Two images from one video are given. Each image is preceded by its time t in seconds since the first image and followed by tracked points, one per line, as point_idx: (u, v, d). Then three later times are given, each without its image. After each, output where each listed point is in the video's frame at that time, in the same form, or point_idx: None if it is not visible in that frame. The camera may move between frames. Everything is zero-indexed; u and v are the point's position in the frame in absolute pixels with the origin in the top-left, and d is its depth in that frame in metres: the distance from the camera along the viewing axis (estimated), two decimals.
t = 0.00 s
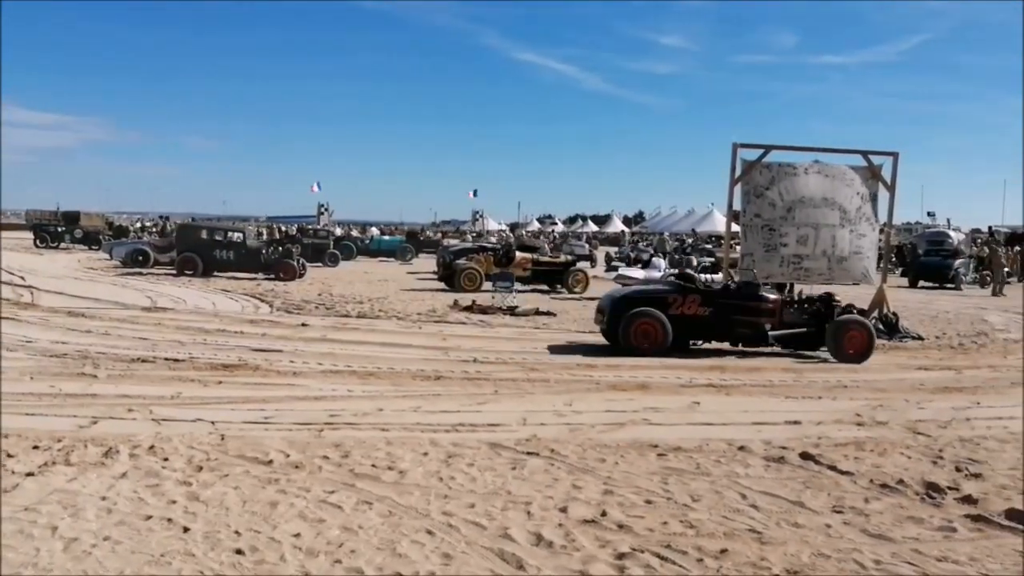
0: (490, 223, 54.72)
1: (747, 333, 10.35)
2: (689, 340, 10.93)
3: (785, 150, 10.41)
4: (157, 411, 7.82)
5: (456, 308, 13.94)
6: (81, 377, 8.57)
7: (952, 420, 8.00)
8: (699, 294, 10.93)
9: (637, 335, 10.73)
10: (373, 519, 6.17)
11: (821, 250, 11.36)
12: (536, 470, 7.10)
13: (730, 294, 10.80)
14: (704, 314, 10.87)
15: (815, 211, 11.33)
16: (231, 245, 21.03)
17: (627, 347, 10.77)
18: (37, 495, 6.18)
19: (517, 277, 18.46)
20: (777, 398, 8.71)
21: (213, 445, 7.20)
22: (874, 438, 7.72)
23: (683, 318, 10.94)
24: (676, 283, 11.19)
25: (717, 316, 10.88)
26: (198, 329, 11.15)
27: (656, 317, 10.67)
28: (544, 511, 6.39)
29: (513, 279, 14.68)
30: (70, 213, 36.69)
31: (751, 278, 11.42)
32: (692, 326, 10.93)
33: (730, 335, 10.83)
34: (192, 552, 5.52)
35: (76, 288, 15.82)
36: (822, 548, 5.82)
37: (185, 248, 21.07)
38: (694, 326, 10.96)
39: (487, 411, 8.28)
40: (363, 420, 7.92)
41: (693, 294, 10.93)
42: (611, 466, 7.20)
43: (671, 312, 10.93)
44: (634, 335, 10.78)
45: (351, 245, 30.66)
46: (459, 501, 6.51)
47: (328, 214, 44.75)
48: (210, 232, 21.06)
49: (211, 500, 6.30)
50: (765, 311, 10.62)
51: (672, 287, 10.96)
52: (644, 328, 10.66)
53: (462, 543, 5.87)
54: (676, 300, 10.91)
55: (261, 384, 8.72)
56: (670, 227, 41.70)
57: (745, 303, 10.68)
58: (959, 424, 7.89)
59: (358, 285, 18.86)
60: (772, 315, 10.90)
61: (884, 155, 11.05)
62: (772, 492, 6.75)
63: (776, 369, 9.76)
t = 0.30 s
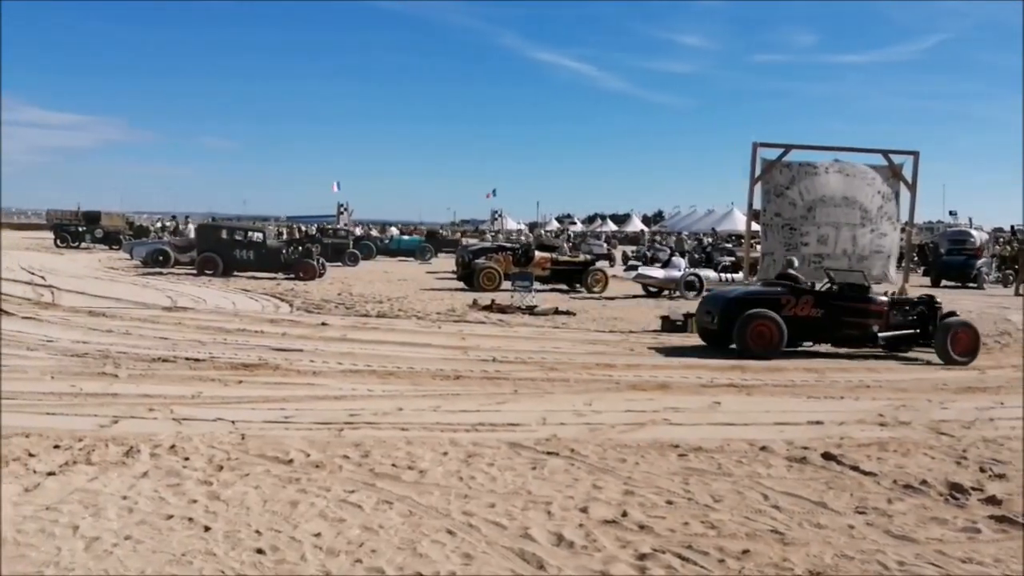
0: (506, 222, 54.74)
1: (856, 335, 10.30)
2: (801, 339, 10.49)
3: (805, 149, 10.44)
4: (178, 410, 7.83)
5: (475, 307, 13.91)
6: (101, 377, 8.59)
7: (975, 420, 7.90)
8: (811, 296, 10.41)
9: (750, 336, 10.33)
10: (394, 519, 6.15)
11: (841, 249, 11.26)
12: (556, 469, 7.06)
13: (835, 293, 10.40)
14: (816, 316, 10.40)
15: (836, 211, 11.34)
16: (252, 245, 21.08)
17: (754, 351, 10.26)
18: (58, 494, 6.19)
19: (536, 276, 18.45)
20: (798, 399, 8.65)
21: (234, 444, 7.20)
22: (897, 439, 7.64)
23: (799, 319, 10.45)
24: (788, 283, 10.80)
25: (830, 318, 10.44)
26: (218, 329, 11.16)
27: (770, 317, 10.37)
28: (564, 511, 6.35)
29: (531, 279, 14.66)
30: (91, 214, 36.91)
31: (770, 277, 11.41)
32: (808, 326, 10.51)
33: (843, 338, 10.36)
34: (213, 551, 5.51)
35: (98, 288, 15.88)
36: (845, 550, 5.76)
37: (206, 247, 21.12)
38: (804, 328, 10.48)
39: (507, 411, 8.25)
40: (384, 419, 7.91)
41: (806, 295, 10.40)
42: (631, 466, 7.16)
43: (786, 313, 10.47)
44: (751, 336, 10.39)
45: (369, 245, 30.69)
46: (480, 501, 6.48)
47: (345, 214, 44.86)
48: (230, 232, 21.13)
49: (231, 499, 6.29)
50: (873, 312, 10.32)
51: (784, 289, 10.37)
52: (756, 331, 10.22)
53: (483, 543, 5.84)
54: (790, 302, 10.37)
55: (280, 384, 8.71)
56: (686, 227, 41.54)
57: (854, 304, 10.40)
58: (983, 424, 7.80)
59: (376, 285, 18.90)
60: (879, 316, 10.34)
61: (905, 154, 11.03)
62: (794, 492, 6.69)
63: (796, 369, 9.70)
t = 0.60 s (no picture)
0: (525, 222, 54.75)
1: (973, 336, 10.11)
2: (918, 342, 10.30)
3: (831, 148, 10.33)
4: (204, 409, 7.87)
5: (497, 307, 13.91)
6: (127, 376, 8.64)
7: (1002, 420, 7.83)
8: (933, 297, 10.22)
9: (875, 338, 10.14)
10: (418, 518, 6.15)
11: (867, 248, 11.28)
12: (580, 469, 7.05)
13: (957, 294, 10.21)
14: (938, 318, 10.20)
15: (862, 209, 11.27)
16: (276, 245, 21.17)
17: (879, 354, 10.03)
18: (85, 493, 6.22)
19: (558, 275, 18.46)
20: (823, 398, 8.60)
21: (260, 443, 7.22)
22: (923, 439, 7.58)
23: (920, 321, 10.23)
24: (903, 286, 10.52)
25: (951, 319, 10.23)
26: (242, 328, 11.22)
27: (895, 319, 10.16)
28: (588, 511, 6.33)
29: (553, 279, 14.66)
30: (116, 214, 37.15)
31: (796, 275, 11.36)
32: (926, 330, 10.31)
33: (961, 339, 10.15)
34: (239, 550, 5.53)
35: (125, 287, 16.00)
36: (871, 550, 5.71)
37: (231, 247, 21.21)
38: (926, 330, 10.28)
39: (530, 410, 8.24)
40: (408, 418, 7.92)
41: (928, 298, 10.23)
42: (655, 466, 7.13)
43: (908, 316, 10.21)
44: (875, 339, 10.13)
45: (392, 245, 30.76)
46: (503, 500, 6.47)
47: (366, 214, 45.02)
48: (254, 232, 21.22)
49: (257, 497, 6.31)
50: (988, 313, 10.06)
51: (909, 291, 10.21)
52: (882, 334, 9.96)
53: (507, 542, 5.83)
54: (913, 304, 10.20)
55: (304, 383, 8.74)
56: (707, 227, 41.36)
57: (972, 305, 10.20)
58: (1010, 424, 7.72)
59: (398, 284, 18.95)
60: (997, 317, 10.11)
61: (932, 152, 10.98)
62: (819, 492, 6.65)
63: (819, 369, 9.65)
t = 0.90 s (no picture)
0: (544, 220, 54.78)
1: None
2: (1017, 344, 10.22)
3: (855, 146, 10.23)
4: (227, 408, 7.92)
5: (517, 306, 13.93)
6: (152, 375, 8.72)
7: None
8: None
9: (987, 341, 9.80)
10: (440, 517, 6.17)
11: (891, 247, 11.24)
12: (601, 469, 7.04)
13: None
14: None
15: (885, 207, 11.20)
16: (297, 245, 21.28)
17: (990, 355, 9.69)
18: (110, 491, 6.28)
19: (578, 275, 18.47)
20: (845, 398, 8.55)
21: (282, 442, 7.26)
22: (947, 439, 7.51)
23: None
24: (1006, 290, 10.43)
25: None
26: (265, 328, 11.29)
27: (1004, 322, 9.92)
28: (610, 511, 6.33)
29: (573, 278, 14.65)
30: (139, 214, 37.47)
31: (818, 274, 11.31)
32: None
33: None
34: (262, 548, 5.56)
35: (149, 287, 16.15)
36: (895, 551, 5.67)
37: (253, 248, 21.33)
38: None
39: (551, 410, 8.25)
40: (429, 417, 7.94)
41: None
42: (677, 466, 7.11)
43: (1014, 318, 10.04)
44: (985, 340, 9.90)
45: (413, 245, 30.83)
46: (525, 500, 6.48)
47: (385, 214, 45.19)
48: (276, 232, 21.35)
49: (280, 496, 6.34)
50: None
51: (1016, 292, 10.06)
52: (994, 335, 9.67)
53: (528, 541, 5.83)
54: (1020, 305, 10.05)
55: (326, 382, 8.79)
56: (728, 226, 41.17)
57: None
58: None
59: (419, 284, 19.00)
60: None
61: (957, 149, 10.91)
62: (842, 492, 6.61)
63: (841, 368, 9.60)
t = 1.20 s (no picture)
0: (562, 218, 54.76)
1: None
2: None
3: (878, 145, 10.14)
4: (248, 407, 7.98)
5: (536, 306, 13.93)
6: (174, 374, 8.80)
7: None
8: None
9: None
10: (459, 515, 6.18)
11: (913, 246, 11.17)
12: (620, 468, 7.03)
13: None
14: None
15: (908, 205, 11.11)
16: (318, 245, 21.38)
17: None
18: (133, 490, 6.33)
19: (597, 274, 18.45)
20: (867, 398, 8.50)
21: (303, 441, 7.30)
22: (969, 439, 7.41)
23: None
24: None
25: None
26: (286, 328, 11.35)
27: None
28: (630, 510, 6.32)
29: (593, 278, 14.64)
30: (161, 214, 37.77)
31: (840, 273, 11.30)
32: None
33: None
34: (284, 546, 5.60)
35: (171, 288, 16.27)
36: (917, 551, 5.63)
37: (273, 248, 21.44)
38: None
39: (571, 409, 8.25)
40: (448, 417, 7.96)
41: None
42: (697, 465, 7.09)
43: None
44: None
45: (432, 244, 30.90)
46: (544, 499, 6.48)
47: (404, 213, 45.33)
48: (296, 232, 21.46)
49: (301, 495, 6.38)
50: None
51: None
52: None
53: (547, 541, 5.83)
54: None
55: (346, 381, 8.83)
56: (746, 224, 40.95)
57: None
58: None
59: (438, 284, 19.04)
60: None
61: (980, 147, 10.79)
62: (864, 492, 6.57)
63: (862, 368, 9.53)
